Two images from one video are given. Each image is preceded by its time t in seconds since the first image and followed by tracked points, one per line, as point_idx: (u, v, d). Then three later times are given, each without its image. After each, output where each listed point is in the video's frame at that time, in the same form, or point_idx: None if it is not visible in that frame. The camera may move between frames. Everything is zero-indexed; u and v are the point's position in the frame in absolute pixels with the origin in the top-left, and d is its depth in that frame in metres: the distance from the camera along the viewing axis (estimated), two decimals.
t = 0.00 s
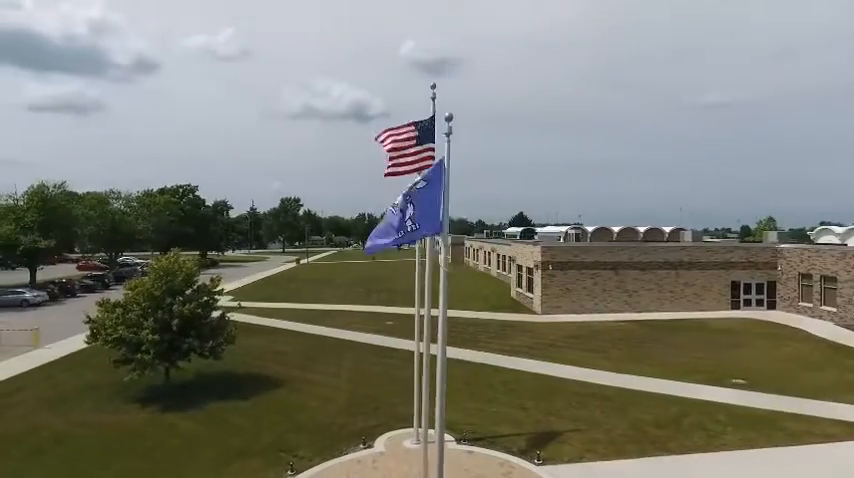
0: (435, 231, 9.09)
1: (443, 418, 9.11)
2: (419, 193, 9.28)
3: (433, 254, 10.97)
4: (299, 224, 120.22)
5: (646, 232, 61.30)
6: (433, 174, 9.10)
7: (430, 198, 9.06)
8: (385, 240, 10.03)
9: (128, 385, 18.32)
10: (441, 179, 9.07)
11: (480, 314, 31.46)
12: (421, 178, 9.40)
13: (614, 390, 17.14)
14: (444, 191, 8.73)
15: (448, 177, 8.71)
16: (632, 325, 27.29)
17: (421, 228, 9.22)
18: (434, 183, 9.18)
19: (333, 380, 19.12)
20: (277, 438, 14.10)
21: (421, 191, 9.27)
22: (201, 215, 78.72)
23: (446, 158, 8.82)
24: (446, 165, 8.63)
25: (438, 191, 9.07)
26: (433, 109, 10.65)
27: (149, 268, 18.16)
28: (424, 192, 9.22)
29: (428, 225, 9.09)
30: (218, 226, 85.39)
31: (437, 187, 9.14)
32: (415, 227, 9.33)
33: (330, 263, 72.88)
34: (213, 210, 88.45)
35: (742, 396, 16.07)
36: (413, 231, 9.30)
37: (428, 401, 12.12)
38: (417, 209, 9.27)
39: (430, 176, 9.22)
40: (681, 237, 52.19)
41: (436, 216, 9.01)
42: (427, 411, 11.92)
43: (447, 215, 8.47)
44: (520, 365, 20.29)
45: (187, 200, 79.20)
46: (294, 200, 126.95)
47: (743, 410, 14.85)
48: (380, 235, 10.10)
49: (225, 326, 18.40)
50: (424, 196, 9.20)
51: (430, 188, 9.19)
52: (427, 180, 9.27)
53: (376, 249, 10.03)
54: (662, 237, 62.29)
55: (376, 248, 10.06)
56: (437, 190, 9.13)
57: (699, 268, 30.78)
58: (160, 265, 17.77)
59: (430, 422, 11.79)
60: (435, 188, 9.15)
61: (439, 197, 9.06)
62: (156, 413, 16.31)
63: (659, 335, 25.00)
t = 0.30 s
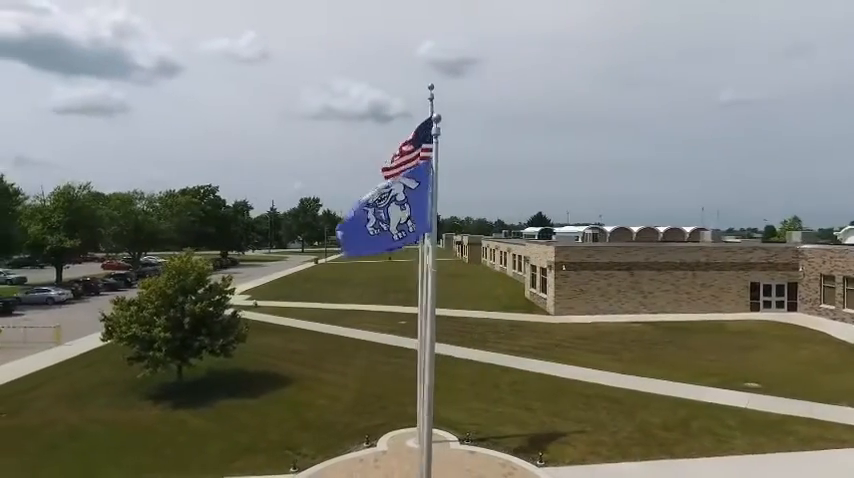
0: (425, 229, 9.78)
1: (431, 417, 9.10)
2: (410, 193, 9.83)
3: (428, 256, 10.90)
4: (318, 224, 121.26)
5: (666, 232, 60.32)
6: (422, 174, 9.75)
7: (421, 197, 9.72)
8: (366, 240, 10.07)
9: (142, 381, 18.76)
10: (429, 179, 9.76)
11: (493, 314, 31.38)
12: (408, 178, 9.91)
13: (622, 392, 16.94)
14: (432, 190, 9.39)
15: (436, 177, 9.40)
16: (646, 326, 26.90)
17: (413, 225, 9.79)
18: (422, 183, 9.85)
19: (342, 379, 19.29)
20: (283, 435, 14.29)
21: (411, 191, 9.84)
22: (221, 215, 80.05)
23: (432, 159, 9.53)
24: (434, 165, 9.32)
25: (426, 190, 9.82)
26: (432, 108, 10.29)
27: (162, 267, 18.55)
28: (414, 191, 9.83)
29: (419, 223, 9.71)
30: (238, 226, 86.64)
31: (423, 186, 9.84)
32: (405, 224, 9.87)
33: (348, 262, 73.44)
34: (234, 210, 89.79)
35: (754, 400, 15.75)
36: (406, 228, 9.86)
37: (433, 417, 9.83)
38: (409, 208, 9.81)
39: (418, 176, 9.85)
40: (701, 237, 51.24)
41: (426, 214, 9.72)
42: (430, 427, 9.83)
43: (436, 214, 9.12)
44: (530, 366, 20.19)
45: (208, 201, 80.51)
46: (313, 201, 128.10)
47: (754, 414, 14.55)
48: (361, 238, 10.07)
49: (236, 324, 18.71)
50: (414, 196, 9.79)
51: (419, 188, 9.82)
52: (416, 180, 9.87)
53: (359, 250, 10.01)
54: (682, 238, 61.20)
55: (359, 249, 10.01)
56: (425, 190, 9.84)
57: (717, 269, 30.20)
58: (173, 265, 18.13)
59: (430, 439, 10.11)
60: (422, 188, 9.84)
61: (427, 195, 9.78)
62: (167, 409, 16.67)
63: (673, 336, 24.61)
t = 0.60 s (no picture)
0: (411, 233, 9.60)
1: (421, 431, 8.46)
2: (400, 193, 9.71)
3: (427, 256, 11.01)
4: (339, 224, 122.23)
5: (690, 232, 59.16)
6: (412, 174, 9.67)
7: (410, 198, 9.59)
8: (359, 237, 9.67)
9: (158, 377, 19.21)
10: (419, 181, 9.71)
11: (508, 314, 31.24)
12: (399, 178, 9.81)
13: (633, 394, 16.73)
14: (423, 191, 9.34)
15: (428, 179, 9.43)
16: (664, 328, 26.44)
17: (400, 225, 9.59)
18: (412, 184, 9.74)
19: (352, 377, 19.43)
20: (291, 432, 14.48)
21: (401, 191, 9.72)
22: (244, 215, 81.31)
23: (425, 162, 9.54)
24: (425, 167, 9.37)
25: (416, 193, 9.70)
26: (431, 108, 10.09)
27: (178, 266, 18.93)
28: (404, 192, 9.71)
29: (406, 225, 9.52)
30: (260, 226, 87.90)
31: (412, 188, 9.72)
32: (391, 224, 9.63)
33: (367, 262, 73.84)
34: (256, 211, 91.13)
35: (770, 404, 15.36)
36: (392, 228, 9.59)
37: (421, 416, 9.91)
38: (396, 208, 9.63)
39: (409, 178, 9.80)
40: (725, 238, 50.14)
41: (415, 216, 9.59)
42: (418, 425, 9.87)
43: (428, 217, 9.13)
44: (541, 367, 20.08)
45: (231, 201, 81.80)
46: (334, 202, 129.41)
47: (769, 419, 14.20)
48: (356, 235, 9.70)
49: (249, 323, 19.03)
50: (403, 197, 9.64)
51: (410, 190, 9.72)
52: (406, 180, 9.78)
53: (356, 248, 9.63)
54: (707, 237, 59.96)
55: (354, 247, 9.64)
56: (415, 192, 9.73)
57: (737, 270, 29.56)
58: (187, 264, 18.49)
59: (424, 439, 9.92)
60: (413, 190, 9.71)
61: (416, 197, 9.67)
62: (181, 405, 17.03)
63: (690, 338, 24.17)
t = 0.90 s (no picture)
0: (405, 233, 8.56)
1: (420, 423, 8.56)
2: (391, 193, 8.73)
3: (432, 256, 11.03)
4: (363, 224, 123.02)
5: (718, 232, 57.74)
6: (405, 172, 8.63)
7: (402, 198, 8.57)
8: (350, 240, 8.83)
9: (178, 374, 19.70)
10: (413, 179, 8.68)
11: (526, 315, 30.98)
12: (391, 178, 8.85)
13: (648, 396, 16.41)
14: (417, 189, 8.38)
15: (423, 177, 8.41)
16: (685, 329, 25.87)
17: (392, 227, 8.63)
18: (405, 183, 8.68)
19: (366, 376, 19.58)
20: (302, 429, 14.69)
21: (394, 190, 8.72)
22: (268, 216, 82.51)
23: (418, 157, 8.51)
24: (418, 164, 8.34)
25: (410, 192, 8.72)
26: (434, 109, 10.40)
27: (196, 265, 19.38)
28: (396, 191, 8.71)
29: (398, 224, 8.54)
30: (285, 226, 89.04)
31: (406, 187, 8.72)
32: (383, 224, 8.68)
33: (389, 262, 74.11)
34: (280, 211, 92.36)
35: (790, 409, 14.91)
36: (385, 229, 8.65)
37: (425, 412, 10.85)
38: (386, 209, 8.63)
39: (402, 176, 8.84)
40: (754, 238, 48.77)
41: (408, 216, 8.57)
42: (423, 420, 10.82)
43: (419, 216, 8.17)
44: (555, 368, 19.86)
45: (255, 202, 83.09)
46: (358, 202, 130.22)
47: (788, 425, 13.79)
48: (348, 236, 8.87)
49: (265, 321, 19.35)
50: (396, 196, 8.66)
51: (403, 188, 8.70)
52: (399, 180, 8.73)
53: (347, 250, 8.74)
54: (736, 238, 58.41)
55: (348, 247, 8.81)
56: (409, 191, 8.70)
57: (763, 271, 28.79)
58: (205, 263, 18.91)
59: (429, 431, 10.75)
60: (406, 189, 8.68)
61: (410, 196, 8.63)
62: (198, 401, 17.44)
63: (712, 340, 23.59)
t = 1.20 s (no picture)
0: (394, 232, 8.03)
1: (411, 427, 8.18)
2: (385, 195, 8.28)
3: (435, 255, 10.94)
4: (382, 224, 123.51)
5: (742, 232, 56.53)
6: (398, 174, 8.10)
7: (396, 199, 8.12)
8: (343, 242, 8.50)
9: (194, 370, 20.07)
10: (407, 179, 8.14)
11: (541, 315, 30.72)
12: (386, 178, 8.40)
13: (660, 398, 16.15)
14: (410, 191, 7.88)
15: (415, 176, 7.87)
16: (704, 331, 25.36)
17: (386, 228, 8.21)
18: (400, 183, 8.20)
19: (376, 375, 19.65)
20: (311, 427, 14.84)
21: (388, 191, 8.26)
22: (288, 216, 83.41)
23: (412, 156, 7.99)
24: (412, 163, 7.87)
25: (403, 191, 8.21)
26: (436, 109, 10.39)
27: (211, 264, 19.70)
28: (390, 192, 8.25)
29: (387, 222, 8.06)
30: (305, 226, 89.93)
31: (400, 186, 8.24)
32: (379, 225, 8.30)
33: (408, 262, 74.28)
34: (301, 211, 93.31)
35: (808, 414, 14.53)
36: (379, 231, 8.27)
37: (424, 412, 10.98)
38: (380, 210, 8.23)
39: (397, 177, 8.35)
40: (780, 238, 47.58)
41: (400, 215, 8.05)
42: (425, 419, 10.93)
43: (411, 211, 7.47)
44: (568, 370, 19.66)
45: (276, 201, 83.98)
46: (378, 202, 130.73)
47: (804, 429, 13.44)
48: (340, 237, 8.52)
49: (277, 320, 19.58)
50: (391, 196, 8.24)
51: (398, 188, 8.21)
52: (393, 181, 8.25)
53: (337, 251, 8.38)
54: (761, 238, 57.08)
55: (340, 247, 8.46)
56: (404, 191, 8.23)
57: (786, 272, 28.16)
58: (219, 262, 19.22)
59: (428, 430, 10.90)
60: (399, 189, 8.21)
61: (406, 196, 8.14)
62: (211, 398, 17.72)
63: (731, 342, 23.08)
